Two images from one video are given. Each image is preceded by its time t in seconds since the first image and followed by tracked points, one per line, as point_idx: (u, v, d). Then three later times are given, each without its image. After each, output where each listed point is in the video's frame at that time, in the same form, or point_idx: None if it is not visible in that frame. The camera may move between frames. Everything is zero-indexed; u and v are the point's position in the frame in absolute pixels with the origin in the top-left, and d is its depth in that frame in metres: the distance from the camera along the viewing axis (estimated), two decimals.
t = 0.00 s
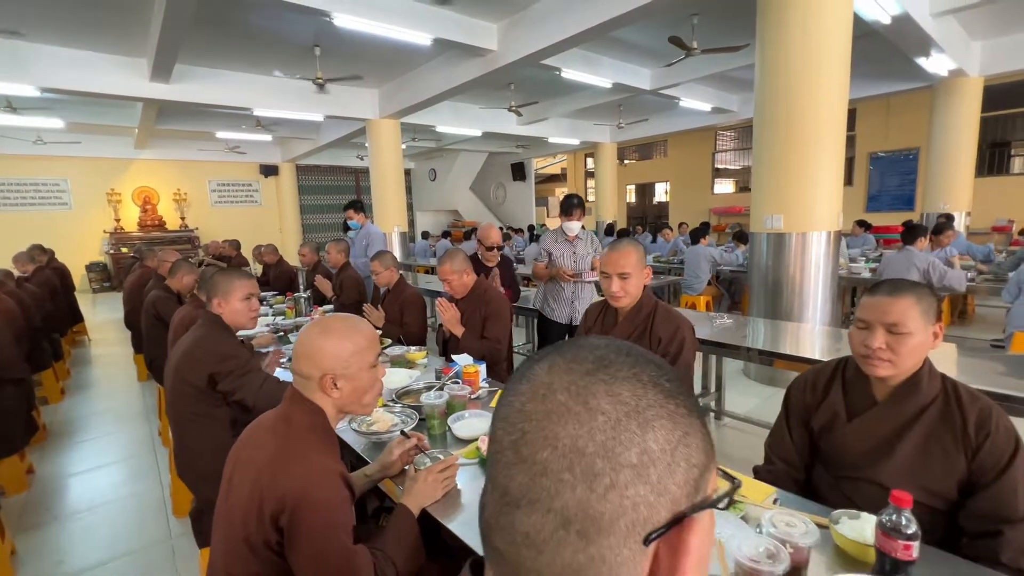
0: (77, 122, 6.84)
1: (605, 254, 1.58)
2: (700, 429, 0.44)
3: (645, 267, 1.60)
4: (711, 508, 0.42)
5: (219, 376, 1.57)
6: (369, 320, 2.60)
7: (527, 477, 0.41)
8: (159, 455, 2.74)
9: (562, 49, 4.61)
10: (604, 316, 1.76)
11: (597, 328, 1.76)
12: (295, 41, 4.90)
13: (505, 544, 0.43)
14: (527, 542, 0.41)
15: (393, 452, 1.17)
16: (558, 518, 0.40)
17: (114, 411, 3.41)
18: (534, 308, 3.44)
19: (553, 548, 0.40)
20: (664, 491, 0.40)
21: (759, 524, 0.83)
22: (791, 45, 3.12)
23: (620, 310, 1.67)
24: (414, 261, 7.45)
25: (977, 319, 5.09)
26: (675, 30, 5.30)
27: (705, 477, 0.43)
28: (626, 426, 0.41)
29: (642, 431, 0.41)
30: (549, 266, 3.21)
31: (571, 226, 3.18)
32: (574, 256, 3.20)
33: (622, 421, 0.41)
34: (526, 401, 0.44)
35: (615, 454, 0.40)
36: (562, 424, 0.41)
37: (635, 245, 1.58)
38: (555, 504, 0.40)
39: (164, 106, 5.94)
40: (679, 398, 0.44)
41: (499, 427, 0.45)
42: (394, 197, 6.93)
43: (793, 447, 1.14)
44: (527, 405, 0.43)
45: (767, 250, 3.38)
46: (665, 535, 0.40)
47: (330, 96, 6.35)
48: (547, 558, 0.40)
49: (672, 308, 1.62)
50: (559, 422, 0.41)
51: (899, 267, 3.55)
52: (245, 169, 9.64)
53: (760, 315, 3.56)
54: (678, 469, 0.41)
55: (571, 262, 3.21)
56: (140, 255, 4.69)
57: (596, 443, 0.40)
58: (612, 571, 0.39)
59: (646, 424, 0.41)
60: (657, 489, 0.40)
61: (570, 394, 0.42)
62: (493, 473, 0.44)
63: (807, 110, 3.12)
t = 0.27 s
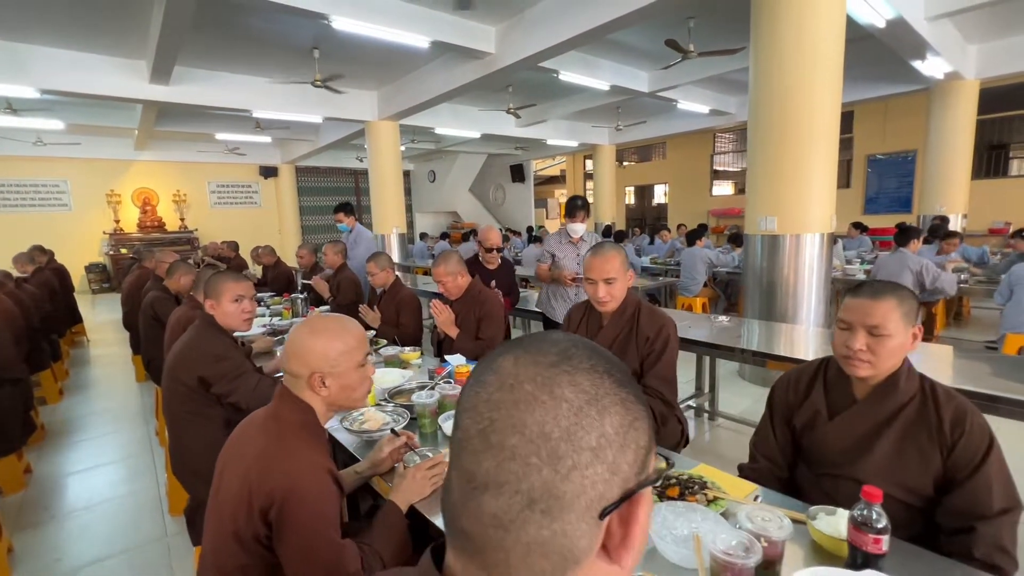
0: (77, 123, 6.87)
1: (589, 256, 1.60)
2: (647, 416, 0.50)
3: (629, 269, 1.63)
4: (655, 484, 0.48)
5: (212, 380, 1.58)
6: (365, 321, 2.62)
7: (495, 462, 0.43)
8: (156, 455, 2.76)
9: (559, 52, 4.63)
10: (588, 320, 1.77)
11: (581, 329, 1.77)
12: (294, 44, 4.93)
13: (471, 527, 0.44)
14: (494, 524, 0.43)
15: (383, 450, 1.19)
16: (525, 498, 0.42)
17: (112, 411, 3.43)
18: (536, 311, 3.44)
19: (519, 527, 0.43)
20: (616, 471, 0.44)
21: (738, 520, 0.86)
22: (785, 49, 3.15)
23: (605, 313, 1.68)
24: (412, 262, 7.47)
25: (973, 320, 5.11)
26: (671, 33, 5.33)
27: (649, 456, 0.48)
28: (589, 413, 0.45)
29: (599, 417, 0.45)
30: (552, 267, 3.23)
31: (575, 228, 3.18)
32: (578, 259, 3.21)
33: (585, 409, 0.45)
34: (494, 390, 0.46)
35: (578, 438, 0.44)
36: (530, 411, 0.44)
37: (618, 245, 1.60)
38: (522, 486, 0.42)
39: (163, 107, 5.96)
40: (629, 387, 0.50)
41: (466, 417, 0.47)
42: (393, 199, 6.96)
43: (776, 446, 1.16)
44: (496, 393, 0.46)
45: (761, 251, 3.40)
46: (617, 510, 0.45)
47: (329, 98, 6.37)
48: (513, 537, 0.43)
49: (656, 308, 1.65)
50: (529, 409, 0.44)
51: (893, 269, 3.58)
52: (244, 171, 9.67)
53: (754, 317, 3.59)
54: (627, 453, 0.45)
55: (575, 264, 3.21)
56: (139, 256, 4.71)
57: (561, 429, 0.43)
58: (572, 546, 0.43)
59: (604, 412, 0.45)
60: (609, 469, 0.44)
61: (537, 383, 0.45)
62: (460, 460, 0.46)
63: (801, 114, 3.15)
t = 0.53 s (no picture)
0: (77, 125, 6.89)
1: (582, 260, 1.62)
2: (594, 412, 0.55)
3: (620, 272, 1.66)
4: (600, 474, 0.53)
5: (207, 382, 1.61)
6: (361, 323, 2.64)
7: (452, 447, 0.49)
8: (154, 455, 2.78)
9: (556, 56, 4.66)
10: (580, 323, 1.78)
11: (572, 332, 1.78)
12: (293, 46, 4.95)
13: (429, 509, 0.49)
14: (449, 505, 0.48)
15: (372, 448, 1.21)
16: (478, 481, 0.47)
17: (110, 412, 3.45)
18: (534, 313, 3.44)
19: (472, 508, 0.48)
20: (563, 460, 0.50)
21: (713, 516, 0.89)
22: (777, 53, 3.18)
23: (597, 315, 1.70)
24: (411, 263, 7.49)
25: (967, 322, 5.14)
26: (668, 36, 5.36)
27: (597, 448, 0.54)
28: (538, 405, 0.50)
29: (549, 410, 0.51)
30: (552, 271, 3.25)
31: (574, 231, 3.19)
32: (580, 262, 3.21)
33: (536, 401, 0.51)
34: (454, 384, 0.52)
35: (527, 428, 0.49)
36: (486, 403, 0.50)
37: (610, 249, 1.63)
38: (476, 470, 0.48)
39: (163, 109, 5.99)
40: (578, 384, 0.56)
41: (430, 409, 0.52)
42: (391, 201, 6.98)
43: (757, 446, 1.20)
44: (455, 388, 0.51)
45: (755, 253, 3.42)
46: (562, 495, 0.51)
47: (328, 100, 6.40)
48: (466, 517, 0.48)
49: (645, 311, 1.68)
50: (486, 402, 0.50)
51: (886, 271, 3.61)
52: (244, 172, 9.70)
53: (748, 318, 3.62)
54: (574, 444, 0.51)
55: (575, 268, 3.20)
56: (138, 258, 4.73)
57: (513, 419, 0.49)
58: (520, 526, 0.48)
59: (553, 405, 0.51)
60: (557, 457, 0.50)
61: (491, 377, 0.51)
62: (423, 450, 0.51)
63: (793, 119, 3.18)
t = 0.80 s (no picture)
0: (78, 126, 6.91)
1: (585, 261, 1.64)
2: (562, 404, 0.60)
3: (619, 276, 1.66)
4: (566, 459, 0.57)
5: (198, 380, 1.63)
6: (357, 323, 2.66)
7: (433, 433, 0.52)
8: (151, 454, 2.80)
9: (554, 58, 4.68)
10: (582, 324, 1.81)
11: (575, 333, 1.81)
12: (292, 48, 4.98)
13: (410, 490, 0.52)
14: (428, 485, 0.51)
15: (363, 446, 1.23)
16: (456, 463, 0.51)
17: (108, 412, 3.47)
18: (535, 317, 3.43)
19: (450, 487, 0.51)
20: (533, 445, 0.54)
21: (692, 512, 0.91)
22: (771, 56, 3.20)
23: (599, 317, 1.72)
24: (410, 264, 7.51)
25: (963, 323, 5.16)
26: (665, 38, 5.38)
27: (565, 436, 0.58)
28: (512, 394, 0.54)
29: (521, 398, 0.54)
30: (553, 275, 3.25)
31: (573, 233, 3.20)
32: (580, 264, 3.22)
33: (510, 390, 0.54)
34: (436, 375, 0.55)
35: (501, 414, 0.53)
36: (465, 391, 0.53)
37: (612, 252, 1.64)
38: (454, 452, 0.51)
39: (162, 111, 6.01)
40: (549, 377, 0.60)
41: (411, 397, 0.56)
42: (391, 202, 7.01)
43: (741, 444, 1.23)
44: (438, 377, 0.55)
45: (750, 255, 3.44)
46: (532, 477, 0.54)
47: (328, 102, 6.43)
48: (444, 497, 0.50)
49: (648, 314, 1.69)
50: (466, 391, 0.53)
51: (881, 272, 3.64)
52: (244, 173, 9.73)
53: (744, 320, 3.63)
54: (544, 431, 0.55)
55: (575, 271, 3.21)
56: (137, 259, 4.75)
57: (488, 406, 0.53)
58: (493, 503, 0.51)
59: (525, 394, 0.55)
60: (528, 442, 0.53)
61: (470, 366, 0.55)
62: (404, 437, 0.54)
63: (787, 121, 3.20)
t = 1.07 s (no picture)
0: (78, 127, 6.93)
1: (580, 264, 1.67)
2: (548, 396, 0.62)
3: (616, 279, 1.66)
4: (552, 446, 0.59)
5: (191, 375, 1.64)
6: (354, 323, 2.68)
7: (431, 422, 0.54)
8: (150, 454, 2.81)
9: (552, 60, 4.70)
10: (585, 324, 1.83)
11: (581, 332, 1.83)
12: (292, 50, 5.00)
13: (407, 476, 0.53)
14: (426, 469, 0.53)
15: (358, 445, 1.25)
16: (453, 449, 0.53)
17: (108, 411, 3.48)
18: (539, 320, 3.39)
19: (448, 471, 0.53)
20: (523, 433, 0.56)
21: (679, 509, 0.93)
22: (768, 59, 3.21)
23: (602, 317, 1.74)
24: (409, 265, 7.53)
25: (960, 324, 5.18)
26: (664, 40, 5.40)
27: (551, 425, 0.61)
28: (504, 384, 0.57)
29: (512, 388, 0.57)
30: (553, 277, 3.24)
31: (570, 232, 3.20)
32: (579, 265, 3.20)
33: (502, 380, 0.57)
34: (432, 367, 0.57)
35: (494, 402, 0.56)
36: (461, 380, 0.56)
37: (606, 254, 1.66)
38: (451, 439, 0.53)
39: (162, 112, 6.03)
40: (535, 371, 0.62)
41: (407, 389, 0.57)
42: (390, 203, 7.01)
43: (731, 443, 1.24)
44: (434, 368, 0.57)
45: (747, 256, 3.45)
46: (523, 463, 0.57)
47: (327, 103, 6.45)
48: (442, 480, 0.53)
49: (650, 318, 1.67)
50: (461, 381, 0.56)
51: (878, 274, 3.63)
52: (244, 174, 9.76)
53: (741, 321, 3.64)
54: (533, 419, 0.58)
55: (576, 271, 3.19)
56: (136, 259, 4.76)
57: (481, 395, 0.55)
58: (487, 486, 0.54)
59: (515, 384, 0.58)
60: (519, 430, 0.56)
61: (464, 359, 0.58)
62: (402, 427, 0.55)
63: (783, 123, 3.21)
